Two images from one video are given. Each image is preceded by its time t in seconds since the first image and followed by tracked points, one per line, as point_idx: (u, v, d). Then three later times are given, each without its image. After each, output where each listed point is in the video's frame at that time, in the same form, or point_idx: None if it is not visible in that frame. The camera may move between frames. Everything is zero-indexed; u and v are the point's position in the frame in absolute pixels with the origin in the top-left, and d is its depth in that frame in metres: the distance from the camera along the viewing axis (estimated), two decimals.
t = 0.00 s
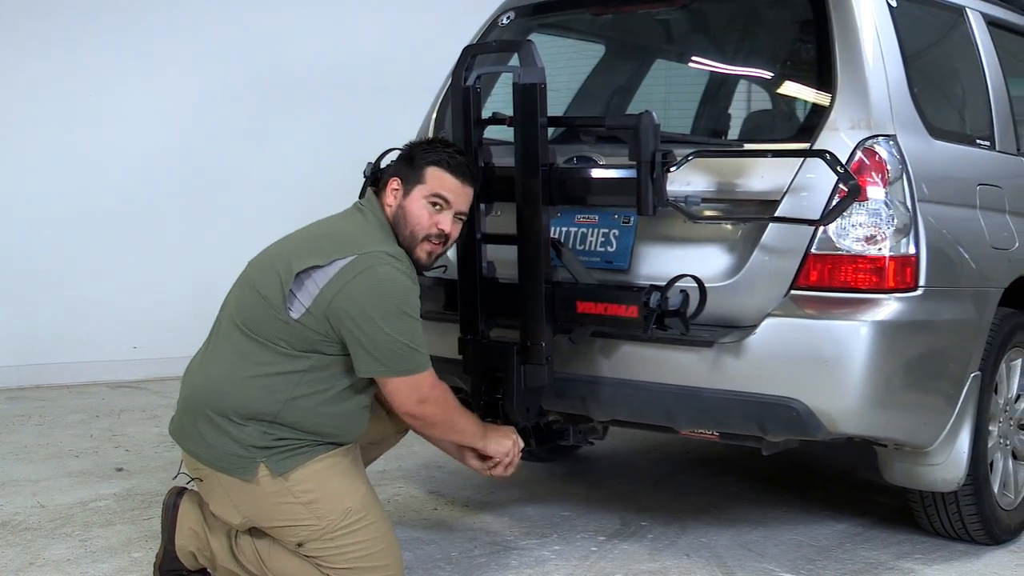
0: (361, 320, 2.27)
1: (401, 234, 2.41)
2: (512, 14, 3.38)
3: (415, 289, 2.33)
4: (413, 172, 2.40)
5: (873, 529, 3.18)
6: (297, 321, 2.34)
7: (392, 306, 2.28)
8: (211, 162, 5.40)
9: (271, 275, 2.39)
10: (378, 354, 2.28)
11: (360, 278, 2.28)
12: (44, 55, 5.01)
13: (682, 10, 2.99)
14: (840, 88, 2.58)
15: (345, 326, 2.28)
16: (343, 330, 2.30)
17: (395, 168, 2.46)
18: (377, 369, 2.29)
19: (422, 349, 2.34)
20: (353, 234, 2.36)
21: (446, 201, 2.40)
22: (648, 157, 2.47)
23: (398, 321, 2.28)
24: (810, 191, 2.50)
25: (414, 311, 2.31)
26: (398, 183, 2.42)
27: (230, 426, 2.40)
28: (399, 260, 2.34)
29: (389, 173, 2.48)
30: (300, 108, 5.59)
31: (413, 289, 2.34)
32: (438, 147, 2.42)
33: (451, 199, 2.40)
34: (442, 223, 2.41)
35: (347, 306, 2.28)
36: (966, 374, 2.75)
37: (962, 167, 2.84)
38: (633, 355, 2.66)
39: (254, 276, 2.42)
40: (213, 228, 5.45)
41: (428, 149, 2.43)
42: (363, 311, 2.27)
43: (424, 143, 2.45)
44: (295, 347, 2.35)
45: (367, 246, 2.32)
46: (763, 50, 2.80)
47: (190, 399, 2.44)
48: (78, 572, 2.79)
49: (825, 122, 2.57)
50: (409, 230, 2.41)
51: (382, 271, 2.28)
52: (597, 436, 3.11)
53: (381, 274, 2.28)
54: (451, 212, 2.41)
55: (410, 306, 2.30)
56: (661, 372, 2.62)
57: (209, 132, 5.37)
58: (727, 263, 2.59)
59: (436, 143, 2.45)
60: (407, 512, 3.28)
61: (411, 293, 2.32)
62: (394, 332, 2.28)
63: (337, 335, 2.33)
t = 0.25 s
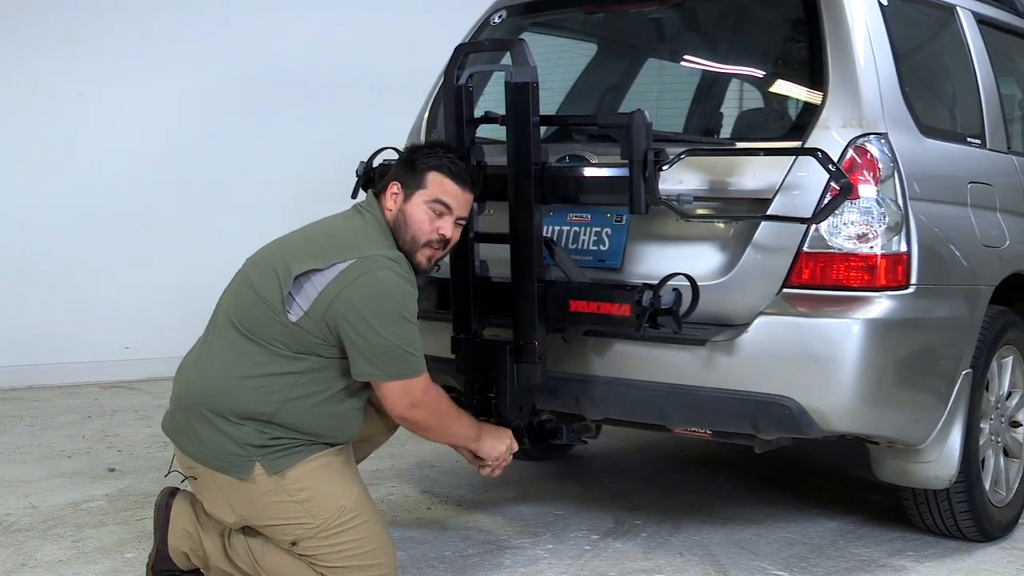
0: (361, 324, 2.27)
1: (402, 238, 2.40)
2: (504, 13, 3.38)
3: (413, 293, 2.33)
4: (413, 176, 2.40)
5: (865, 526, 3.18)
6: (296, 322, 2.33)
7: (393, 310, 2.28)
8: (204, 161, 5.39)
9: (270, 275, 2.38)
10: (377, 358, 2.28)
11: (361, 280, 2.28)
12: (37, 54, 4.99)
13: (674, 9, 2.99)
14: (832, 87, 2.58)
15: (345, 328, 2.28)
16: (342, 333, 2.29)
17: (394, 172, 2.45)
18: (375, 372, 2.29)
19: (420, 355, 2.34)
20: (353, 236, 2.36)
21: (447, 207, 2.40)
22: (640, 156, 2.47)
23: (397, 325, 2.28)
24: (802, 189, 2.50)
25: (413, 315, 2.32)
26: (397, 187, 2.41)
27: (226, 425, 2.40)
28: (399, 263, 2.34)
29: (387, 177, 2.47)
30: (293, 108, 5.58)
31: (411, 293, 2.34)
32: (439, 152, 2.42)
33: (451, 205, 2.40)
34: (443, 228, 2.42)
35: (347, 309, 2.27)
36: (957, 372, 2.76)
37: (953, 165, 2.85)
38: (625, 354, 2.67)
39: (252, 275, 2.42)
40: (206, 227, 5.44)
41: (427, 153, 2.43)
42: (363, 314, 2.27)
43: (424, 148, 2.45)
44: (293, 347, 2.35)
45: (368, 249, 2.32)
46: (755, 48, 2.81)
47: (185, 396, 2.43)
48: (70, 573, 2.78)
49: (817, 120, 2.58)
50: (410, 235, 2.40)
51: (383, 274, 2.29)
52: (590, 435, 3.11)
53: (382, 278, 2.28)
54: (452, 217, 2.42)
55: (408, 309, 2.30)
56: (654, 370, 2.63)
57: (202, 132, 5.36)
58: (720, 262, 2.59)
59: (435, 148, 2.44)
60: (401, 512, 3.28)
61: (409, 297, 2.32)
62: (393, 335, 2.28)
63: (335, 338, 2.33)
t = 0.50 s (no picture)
0: (360, 327, 2.27)
1: (412, 251, 2.42)
2: (499, 15, 3.38)
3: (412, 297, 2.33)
4: (419, 187, 2.39)
5: (860, 528, 3.19)
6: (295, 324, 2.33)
7: (392, 313, 2.28)
8: (198, 164, 5.38)
9: (270, 277, 2.38)
10: (375, 361, 2.27)
11: (361, 283, 2.28)
12: (32, 56, 4.98)
13: (669, 11, 3.00)
14: (826, 89, 2.59)
15: (344, 331, 2.28)
16: (341, 336, 2.29)
17: (398, 180, 2.43)
18: (374, 376, 2.28)
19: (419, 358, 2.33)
20: (354, 239, 2.36)
21: (455, 217, 2.40)
22: (635, 158, 2.47)
23: (397, 330, 2.28)
24: (797, 191, 2.51)
25: (412, 319, 2.31)
26: (404, 199, 2.40)
27: (223, 426, 2.39)
28: (399, 268, 2.34)
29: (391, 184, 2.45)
30: (288, 110, 5.58)
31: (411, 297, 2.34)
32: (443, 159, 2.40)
33: (459, 216, 2.41)
34: (451, 236, 2.43)
35: (347, 312, 2.27)
36: (951, 374, 2.77)
37: (947, 168, 2.86)
38: (620, 356, 2.67)
39: (252, 276, 2.41)
40: (201, 229, 5.43)
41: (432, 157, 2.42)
42: (362, 317, 2.27)
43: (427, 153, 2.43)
44: (292, 349, 2.35)
45: (368, 252, 2.32)
46: (750, 50, 2.81)
47: (183, 397, 2.43)
48: None
49: (812, 122, 2.58)
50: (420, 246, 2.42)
51: (383, 278, 2.29)
52: (585, 437, 3.12)
53: (382, 281, 2.28)
54: (460, 226, 2.43)
55: (408, 314, 2.30)
56: (649, 372, 2.63)
57: (197, 134, 5.36)
58: (714, 264, 2.60)
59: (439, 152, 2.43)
60: (396, 514, 3.28)
61: (409, 302, 2.32)
62: (392, 340, 2.28)
63: (334, 341, 2.33)
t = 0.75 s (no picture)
0: (359, 323, 2.27)
1: (417, 255, 2.43)
2: (498, 16, 3.38)
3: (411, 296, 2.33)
4: (426, 192, 2.38)
5: (859, 529, 3.19)
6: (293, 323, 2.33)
7: (391, 312, 2.28)
8: (198, 164, 5.38)
9: (269, 276, 2.38)
10: (375, 358, 2.28)
11: (359, 280, 2.28)
12: (32, 57, 4.99)
13: (668, 12, 3.00)
14: (825, 91, 2.59)
15: (343, 328, 2.28)
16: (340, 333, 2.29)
17: (402, 181, 2.40)
18: (374, 373, 2.29)
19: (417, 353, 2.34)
20: (352, 238, 2.36)
21: (460, 221, 2.43)
22: (634, 160, 2.47)
23: (395, 329, 2.28)
24: (795, 194, 2.51)
25: (411, 315, 2.32)
26: (410, 204, 2.39)
27: (223, 427, 2.39)
28: (398, 266, 2.34)
29: (393, 185, 2.41)
30: (287, 111, 5.58)
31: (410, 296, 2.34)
32: (449, 162, 2.38)
33: (463, 220, 2.43)
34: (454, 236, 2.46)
35: (345, 309, 2.27)
36: (950, 375, 2.77)
37: (946, 169, 2.86)
38: (618, 357, 2.67)
39: (250, 277, 2.41)
40: (200, 230, 5.44)
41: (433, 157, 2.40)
42: (361, 314, 2.27)
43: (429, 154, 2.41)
44: (291, 348, 2.35)
45: (366, 249, 2.32)
46: (749, 52, 2.81)
47: (183, 398, 2.42)
48: None
49: (811, 124, 2.58)
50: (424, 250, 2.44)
51: (380, 273, 2.29)
52: (583, 438, 3.12)
53: (380, 278, 2.28)
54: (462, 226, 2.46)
55: (407, 313, 2.30)
56: (647, 373, 2.63)
57: (197, 135, 5.36)
58: (713, 266, 2.60)
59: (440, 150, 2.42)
60: (395, 515, 3.28)
61: (408, 300, 2.32)
62: (391, 339, 2.28)
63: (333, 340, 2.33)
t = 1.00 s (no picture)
0: (358, 323, 2.27)
1: (417, 260, 2.43)
2: (499, 14, 3.38)
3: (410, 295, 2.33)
4: (427, 202, 2.36)
5: (859, 528, 3.19)
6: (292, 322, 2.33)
7: (390, 313, 2.28)
8: (198, 163, 5.38)
9: (268, 276, 2.38)
10: (374, 357, 2.28)
11: (357, 279, 2.28)
12: (32, 55, 4.99)
13: (669, 11, 3.00)
14: (826, 90, 2.59)
15: (342, 327, 2.28)
16: (339, 332, 2.30)
17: (402, 189, 2.37)
18: (372, 372, 2.29)
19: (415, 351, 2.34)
20: (351, 237, 2.35)
21: (460, 228, 2.42)
22: (635, 159, 2.47)
23: (394, 329, 2.28)
24: (796, 193, 2.51)
25: (410, 315, 2.32)
26: (411, 214, 2.37)
27: (222, 426, 2.39)
28: (396, 266, 2.34)
29: (394, 191, 2.39)
30: (288, 109, 5.58)
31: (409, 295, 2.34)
32: (450, 171, 2.35)
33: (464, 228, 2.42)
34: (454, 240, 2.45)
35: (344, 309, 2.28)
36: (951, 374, 2.77)
37: (947, 168, 2.86)
38: (619, 356, 2.67)
39: (249, 276, 2.41)
40: (201, 229, 5.44)
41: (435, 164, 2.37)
42: (359, 313, 2.27)
43: (430, 159, 2.38)
44: (290, 348, 2.35)
45: (364, 248, 2.32)
46: (750, 51, 2.81)
47: (183, 397, 2.43)
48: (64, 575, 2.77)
49: (812, 122, 2.58)
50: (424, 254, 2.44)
51: (378, 272, 2.29)
52: (584, 437, 3.12)
53: (378, 276, 2.29)
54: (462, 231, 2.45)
55: (405, 313, 2.31)
56: (648, 372, 2.63)
57: (197, 133, 5.36)
58: (714, 265, 2.60)
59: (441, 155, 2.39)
60: (396, 514, 3.28)
61: (407, 300, 2.32)
62: (390, 339, 2.28)
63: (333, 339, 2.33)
